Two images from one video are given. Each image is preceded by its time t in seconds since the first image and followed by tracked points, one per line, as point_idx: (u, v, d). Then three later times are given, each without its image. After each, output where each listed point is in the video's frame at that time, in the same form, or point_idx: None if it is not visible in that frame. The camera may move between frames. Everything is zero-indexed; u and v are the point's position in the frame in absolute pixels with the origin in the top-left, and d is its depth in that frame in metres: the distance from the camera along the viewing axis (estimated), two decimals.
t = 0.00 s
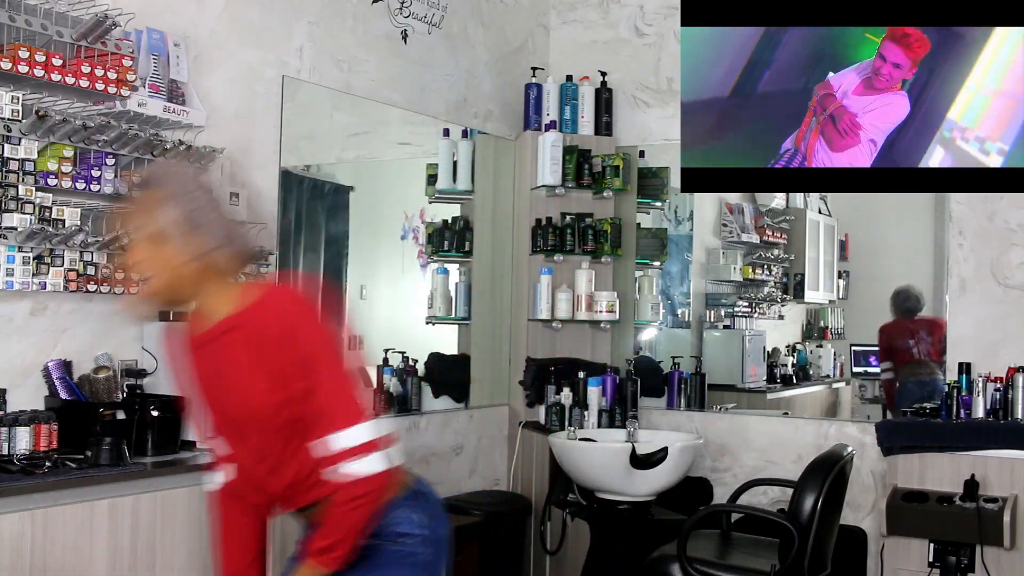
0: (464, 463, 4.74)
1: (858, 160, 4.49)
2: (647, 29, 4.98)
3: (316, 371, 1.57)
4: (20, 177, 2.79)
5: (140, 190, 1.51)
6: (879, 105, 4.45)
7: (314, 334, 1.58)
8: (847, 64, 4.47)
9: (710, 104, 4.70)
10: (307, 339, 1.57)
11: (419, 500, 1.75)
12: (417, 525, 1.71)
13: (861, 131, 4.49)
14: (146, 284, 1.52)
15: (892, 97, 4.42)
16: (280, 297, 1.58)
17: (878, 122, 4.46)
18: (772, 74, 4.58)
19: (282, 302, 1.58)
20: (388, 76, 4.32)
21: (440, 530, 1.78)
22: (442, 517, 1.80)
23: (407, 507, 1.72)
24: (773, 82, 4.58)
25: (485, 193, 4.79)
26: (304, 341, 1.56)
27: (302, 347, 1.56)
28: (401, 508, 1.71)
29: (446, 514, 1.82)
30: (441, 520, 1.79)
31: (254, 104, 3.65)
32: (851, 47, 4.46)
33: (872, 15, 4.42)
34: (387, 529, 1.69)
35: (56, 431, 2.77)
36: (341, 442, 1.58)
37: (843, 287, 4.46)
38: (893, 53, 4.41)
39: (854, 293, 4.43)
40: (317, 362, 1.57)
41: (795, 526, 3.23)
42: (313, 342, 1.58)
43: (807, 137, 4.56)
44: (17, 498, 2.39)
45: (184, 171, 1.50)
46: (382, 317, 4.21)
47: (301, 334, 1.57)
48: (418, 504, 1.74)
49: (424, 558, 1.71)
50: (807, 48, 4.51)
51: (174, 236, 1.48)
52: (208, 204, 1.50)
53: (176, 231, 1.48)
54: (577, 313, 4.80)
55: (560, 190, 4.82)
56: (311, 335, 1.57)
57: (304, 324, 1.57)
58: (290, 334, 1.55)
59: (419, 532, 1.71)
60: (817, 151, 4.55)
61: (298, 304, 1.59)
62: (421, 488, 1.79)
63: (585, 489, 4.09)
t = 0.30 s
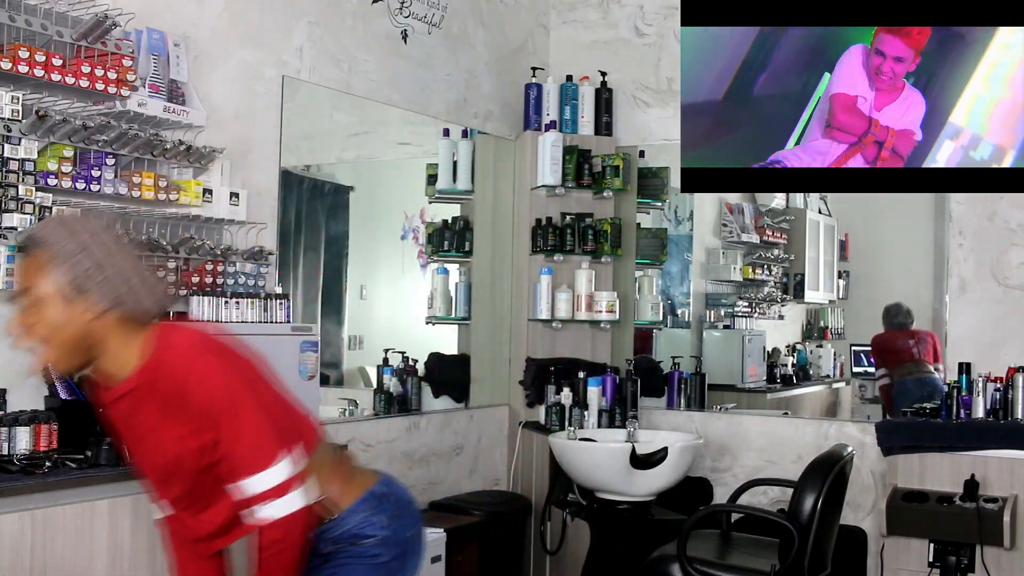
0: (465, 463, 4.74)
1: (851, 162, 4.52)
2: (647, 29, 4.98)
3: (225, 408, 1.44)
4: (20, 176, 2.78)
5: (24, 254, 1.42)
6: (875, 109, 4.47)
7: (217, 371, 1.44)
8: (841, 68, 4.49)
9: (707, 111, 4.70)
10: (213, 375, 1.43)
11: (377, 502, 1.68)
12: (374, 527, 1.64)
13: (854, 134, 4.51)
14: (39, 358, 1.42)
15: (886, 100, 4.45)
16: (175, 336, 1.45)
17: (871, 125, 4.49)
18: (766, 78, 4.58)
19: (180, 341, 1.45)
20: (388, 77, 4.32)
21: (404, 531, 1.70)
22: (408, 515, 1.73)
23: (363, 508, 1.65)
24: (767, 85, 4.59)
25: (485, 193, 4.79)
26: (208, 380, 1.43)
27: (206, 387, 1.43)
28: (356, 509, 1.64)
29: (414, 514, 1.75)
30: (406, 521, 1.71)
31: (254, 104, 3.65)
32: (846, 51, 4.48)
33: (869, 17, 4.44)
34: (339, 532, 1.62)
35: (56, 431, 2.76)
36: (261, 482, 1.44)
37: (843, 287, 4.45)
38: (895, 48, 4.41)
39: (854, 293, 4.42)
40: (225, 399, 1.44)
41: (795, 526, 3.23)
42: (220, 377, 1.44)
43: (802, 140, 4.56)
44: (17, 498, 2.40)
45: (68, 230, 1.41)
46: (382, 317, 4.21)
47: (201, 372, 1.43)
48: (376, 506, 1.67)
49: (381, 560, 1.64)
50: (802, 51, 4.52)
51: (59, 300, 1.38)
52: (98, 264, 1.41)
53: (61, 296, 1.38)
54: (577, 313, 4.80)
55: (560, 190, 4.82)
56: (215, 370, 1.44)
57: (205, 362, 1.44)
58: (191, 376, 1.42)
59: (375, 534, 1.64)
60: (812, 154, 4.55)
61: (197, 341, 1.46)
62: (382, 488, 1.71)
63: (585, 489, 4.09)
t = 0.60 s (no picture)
0: (465, 463, 4.74)
1: (853, 160, 4.50)
2: (647, 29, 4.98)
3: (174, 420, 1.47)
4: (20, 177, 2.78)
5: None
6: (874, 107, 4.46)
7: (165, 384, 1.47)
8: (841, 65, 4.48)
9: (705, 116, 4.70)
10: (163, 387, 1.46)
11: (356, 497, 1.68)
12: (350, 523, 1.65)
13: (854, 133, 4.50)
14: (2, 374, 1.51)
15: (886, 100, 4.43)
16: (124, 350, 1.48)
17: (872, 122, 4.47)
18: (763, 80, 4.58)
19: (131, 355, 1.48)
20: (388, 76, 4.32)
21: (385, 526, 1.70)
22: (391, 510, 1.73)
23: (339, 504, 1.66)
24: (765, 87, 4.58)
25: (485, 193, 4.79)
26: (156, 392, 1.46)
27: (154, 401, 1.46)
28: (331, 505, 1.65)
29: (398, 508, 1.75)
30: (388, 516, 1.71)
31: (254, 104, 3.65)
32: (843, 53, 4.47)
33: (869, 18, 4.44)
34: (314, 528, 1.64)
35: (56, 431, 2.76)
36: (213, 492, 1.47)
37: (843, 287, 4.45)
38: (898, 34, 4.40)
39: (854, 293, 4.42)
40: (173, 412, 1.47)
41: (795, 526, 3.23)
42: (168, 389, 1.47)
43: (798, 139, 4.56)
44: (18, 497, 2.40)
45: (21, 245, 1.51)
46: (382, 317, 4.21)
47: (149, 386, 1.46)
48: (355, 502, 1.67)
49: (358, 555, 1.65)
50: (800, 54, 4.52)
51: (17, 314, 1.49)
52: (53, 274, 1.50)
53: (20, 310, 1.49)
54: (578, 313, 4.80)
55: (560, 190, 4.82)
56: (165, 382, 1.47)
57: (154, 376, 1.47)
58: (138, 391, 1.45)
59: (352, 530, 1.65)
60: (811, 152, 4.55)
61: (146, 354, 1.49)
62: (363, 483, 1.71)
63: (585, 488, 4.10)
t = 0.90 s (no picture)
0: (465, 463, 4.74)
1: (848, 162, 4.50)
2: (647, 29, 4.98)
3: (150, 435, 1.45)
4: (20, 177, 2.78)
5: None
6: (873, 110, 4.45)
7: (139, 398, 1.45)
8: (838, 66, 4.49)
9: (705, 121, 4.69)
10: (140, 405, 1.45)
11: (341, 503, 1.68)
12: (334, 529, 1.66)
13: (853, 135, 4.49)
14: None
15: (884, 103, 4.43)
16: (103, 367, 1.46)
17: (870, 126, 4.46)
18: (760, 83, 4.58)
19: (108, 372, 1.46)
20: (388, 76, 4.32)
21: (370, 530, 1.70)
22: (378, 513, 1.72)
23: (322, 510, 1.66)
24: (762, 90, 4.59)
25: (485, 193, 4.79)
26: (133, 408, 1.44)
27: (129, 415, 1.44)
28: (315, 512, 1.65)
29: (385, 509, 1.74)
30: (374, 519, 1.71)
31: (254, 104, 3.65)
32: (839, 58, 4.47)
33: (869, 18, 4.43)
34: (298, 535, 1.65)
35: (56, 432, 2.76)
36: (189, 510, 1.45)
37: (843, 287, 4.45)
38: (882, 48, 4.42)
39: (854, 293, 4.42)
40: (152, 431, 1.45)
41: (795, 526, 3.23)
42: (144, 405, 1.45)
43: (795, 143, 4.57)
44: (18, 498, 2.41)
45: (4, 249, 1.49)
46: (382, 317, 4.21)
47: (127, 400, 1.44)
48: (339, 508, 1.68)
49: (343, 560, 1.66)
50: (797, 57, 4.52)
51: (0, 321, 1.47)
52: (36, 280, 1.48)
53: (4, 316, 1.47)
54: (577, 313, 4.80)
55: (560, 190, 4.82)
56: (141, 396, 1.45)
57: (131, 392, 1.45)
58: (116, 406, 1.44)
59: (334, 536, 1.66)
60: (809, 155, 4.56)
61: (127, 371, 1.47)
62: (348, 487, 1.71)
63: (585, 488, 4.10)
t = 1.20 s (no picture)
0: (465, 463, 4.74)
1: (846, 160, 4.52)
2: (647, 29, 4.98)
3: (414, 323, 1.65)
4: (20, 177, 2.79)
5: None
6: (874, 111, 4.46)
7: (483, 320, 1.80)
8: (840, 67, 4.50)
9: (706, 121, 4.75)
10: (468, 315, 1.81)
11: (460, 505, 1.80)
12: (419, 504, 1.81)
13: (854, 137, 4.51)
14: None
15: (885, 103, 4.44)
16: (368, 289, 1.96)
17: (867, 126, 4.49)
18: (762, 85, 4.61)
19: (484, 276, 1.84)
20: (388, 76, 4.32)
21: (468, 537, 1.80)
22: (495, 535, 1.81)
23: (426, 482, 1.80)
24: (765, 85, 4.61)
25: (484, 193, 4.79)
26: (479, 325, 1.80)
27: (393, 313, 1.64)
28: (419, 487, 1.81)
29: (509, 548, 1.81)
30: (488, 529, 1.81)
31: (254, 104, 3.65)
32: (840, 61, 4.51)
33: (869, 19, 4.46)
34: (392, 480, 1.84)
35: (56, 432, 2.76)
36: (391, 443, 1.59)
37: (843, 287, 4.44)
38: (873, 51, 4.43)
39: (854, 293, 4.42)
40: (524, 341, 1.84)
41: (795, 526, 3.23)
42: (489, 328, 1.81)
43: (794, 140, 4.58)
44: (19, 497, 2.40)
45: None
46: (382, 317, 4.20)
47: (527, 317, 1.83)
48: (444, 498, 1.80)
49: (421, 543, 1.82)
50: (798, 59, 4.55)
51: None
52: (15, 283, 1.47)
53: None
54: (577, 313, 4.81)
55: (560, 190, 4.83)
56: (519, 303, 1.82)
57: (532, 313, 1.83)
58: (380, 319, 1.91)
59: (422, 515, 1.81)
60: (806, 152, 4.57)
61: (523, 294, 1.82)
62: (471, 491, 1.81)
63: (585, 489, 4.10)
